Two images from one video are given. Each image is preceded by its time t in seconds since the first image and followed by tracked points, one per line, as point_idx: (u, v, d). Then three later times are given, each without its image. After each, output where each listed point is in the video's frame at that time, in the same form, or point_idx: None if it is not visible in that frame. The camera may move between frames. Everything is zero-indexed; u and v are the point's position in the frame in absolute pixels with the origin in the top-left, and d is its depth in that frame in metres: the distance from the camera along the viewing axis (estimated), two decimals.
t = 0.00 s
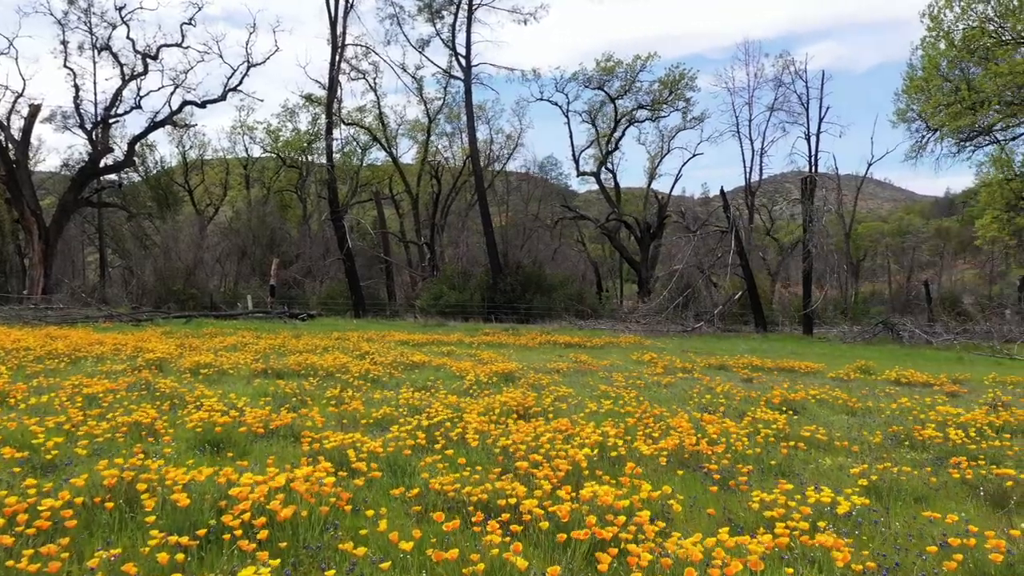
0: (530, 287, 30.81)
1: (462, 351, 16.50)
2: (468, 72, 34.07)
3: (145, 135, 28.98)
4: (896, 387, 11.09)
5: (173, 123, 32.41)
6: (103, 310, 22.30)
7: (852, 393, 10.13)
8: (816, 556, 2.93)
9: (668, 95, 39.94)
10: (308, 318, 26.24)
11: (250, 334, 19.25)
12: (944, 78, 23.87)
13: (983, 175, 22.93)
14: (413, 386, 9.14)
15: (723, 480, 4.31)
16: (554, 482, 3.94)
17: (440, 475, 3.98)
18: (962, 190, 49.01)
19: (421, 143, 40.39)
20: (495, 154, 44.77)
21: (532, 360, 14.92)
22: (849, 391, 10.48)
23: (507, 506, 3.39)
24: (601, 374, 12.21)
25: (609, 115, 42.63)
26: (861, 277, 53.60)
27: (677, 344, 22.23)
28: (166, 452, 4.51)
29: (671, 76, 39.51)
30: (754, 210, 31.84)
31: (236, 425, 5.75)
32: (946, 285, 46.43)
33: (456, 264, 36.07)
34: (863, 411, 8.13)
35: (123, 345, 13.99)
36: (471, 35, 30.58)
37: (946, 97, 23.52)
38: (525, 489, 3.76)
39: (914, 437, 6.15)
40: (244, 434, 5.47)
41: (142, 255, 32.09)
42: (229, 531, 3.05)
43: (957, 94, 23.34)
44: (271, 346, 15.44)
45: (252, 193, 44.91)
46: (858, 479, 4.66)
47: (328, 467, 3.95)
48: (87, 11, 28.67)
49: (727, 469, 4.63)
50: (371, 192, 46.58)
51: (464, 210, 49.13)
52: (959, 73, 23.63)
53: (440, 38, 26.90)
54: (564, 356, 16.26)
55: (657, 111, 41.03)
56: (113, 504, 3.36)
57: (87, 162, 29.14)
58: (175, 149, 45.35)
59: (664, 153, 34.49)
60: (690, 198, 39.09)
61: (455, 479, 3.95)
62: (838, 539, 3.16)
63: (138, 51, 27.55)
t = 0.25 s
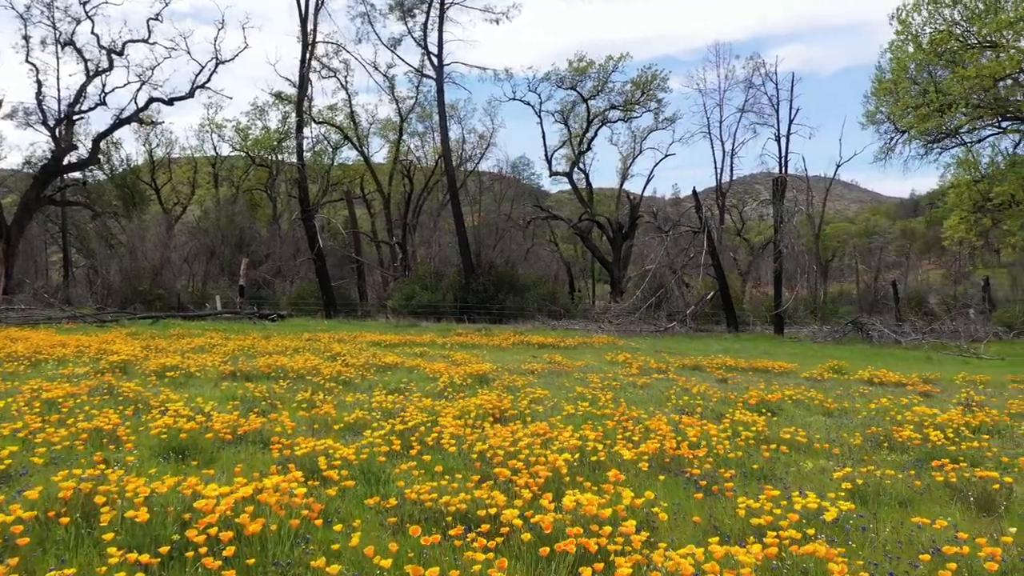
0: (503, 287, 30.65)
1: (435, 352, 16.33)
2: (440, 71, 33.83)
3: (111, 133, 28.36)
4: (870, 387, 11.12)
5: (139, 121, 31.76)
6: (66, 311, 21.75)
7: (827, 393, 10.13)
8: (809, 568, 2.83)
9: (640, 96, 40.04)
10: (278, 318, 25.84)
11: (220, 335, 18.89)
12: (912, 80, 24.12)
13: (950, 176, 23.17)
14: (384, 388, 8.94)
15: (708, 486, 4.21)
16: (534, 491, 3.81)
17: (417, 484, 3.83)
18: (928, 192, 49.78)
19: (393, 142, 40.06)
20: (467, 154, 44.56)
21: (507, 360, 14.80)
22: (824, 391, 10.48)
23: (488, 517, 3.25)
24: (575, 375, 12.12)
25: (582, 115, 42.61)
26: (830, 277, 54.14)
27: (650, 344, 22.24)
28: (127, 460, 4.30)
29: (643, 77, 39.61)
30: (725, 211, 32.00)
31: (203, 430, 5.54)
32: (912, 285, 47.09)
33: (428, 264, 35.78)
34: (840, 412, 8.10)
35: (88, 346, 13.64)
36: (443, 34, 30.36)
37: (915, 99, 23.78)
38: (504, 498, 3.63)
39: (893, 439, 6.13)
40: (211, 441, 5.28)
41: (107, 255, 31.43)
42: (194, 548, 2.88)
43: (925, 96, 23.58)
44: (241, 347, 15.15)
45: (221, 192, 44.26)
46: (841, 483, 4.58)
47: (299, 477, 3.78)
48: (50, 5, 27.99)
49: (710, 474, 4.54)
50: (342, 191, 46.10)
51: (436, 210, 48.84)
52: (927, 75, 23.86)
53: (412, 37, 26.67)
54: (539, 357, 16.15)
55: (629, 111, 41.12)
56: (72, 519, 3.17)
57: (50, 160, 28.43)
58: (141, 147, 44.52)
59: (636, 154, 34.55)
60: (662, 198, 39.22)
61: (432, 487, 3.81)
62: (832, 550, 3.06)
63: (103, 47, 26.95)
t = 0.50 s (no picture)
0: (476, 287, 30.48)
1: (407, 353, 16.14)
2: (412, 70, 33.57)
3: (74, 130, 27.70)
4: (843, 387, 11.13)
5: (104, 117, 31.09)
6: (27, 311, 21.18)
7: (801, 394, 10.11)
8: None
9: (612, 96, 40.09)
10: (247, 319, 25.41)
11: (187, 336, 18.51)
12: (880, 83, 24.34)
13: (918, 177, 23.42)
14: (355, 391, 8.76)
15: (691, 491, 4.11)
16: (514, 499, 3.68)
17: (392, 493, 3.68)
18: (894, 193, 50.44)
19: (365, 141, 39.70)
20: (439, 153, 44.31)
21: (480, 361, 14.67)
22: (798, 392, 10.47)
23: (466, 529, 3.12)
24: (548, 375, 12.02)
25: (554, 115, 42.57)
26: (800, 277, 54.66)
27: (623, 344, 22.20)
28: (85, 469, 4.09)
29: (615, 77, 39.68)
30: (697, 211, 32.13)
31: (167, 436, 5.33)
32: (879, 285, 47.72)
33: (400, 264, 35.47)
34: (816, 413, 8.07)
35: (48, 348, 13.26)
36: (415, 32, 30.10)
37: (883, 102, 24.02)
38: (482, 507, 3.49)
39: (871, 440, 6.10)
40: (176, 447, 5.07)
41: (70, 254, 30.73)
42: (156, 565, 2.71)
43: (893, 98, 23.83)
44: (208, 349, 14.84)
45: (188, 191, 43.53)
46: (824, 487, 4.51)
47: (268, 488, 3.61)
48: None
49: (692, 479, 4.44)
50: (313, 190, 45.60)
51: (408, 210, 48.51)
52: (895, 78, 24.10)
53: (384, 34, 26.40)
54: (512, 358, 16.02)
55: (601, 112, 41.16)
56: (23, 536, 2.98)
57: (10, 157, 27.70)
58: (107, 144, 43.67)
59: (608, 154, 34.55)
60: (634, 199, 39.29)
61: (406, 496, 3.66)
62: (822, 559, 2.97)
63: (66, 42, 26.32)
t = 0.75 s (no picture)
0: (447, 287, 30.26)
1: (379, 354, 15.91)
2: (383, 68, 33.26)
3: (35, 126, 27.02)
4: (816, 387, 11.13)
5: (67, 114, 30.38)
6: None
7: (776, 394, 10.07)
8: None
9: (584, 96, 40.09)
10: (214, 320, 24.96)
11: (153, 337, 18.11)
12: (849, 85, 24.53)
13: (886, 179, 23.65)
14: (325, 394, 8.54)
15: (673, 497, 4.01)
16: (493, 509, 3.54)
17: (364, 503, 3.53)
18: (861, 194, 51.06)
19: (335, 140, 39.29)
20: (410, 153, 44.00)
21: (453, 362, 14.49)
22: (773, 392, 10.43)
23: (444, 542, 2.98)
24: (522, 377, 11.88)
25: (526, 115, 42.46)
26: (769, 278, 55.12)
27: (595, 345, 22.15)
28: (39, 479, 3.89)
29: (587, 78, 39.69)
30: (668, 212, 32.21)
31: (128, 444, 5.11)
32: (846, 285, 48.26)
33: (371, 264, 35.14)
34: (792, 414, 8.02)
35: (7, 350, 12.85)
36: (386, 30, 29.80)
37: (852, 104, 24.21)
38: (460, 519, 3.35)
39: (849, 442, 6.06)
40: (138, 455, 4.86)
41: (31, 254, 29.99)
42: None
43: (862, 101, 24.04)
44: (174, 351, 14.50)
45: (154, 189, 42.76)
46: (806, 492, 4.43)
47: (234, 500, 3.44)
48: None
49: (673, 485, 4.34)
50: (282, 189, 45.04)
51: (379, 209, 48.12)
52: (863, 80, 24.30)
53: (355, 32, 26.09)
54: (484, 359, 15.86)
55: (573, 112, 41.14)
56: None
57: None
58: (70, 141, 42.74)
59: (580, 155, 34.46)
60: (605, 199, 39.29)
61: (381, 506, 3.52)
62: (810, 569, 2.88)
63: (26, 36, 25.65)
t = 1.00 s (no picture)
0: (417, 288, 30.01)
1: (348, 356, 15.65)
2: (352, 67, 32.89)
3: None
4: (788, 388, 11.13)
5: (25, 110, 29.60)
6: None
7: (748, 394, 10.05)
8: None
9: (554, 97, 40.05)
10: (179, 321, 24.48)
11: (115, 339, 17.67)
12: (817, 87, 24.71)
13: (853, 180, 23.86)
14: (292, 397, 8.32)
15: (653, 503, 3.92)
16: (469, 519, 3.41)
17: (334, 514, 3.38)
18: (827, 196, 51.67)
19: (303, 139, 38.82)
20: (380, 152, 43.62)
21: (423, 364, 14.30)
22: (745, 393, 10.40)
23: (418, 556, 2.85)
24: (493, 378, 11.73)
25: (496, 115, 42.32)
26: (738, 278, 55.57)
27: (565, 345, 22.08)
28: None
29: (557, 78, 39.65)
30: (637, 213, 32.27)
31: (85, 452, 4.88)
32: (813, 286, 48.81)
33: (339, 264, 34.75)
34: (766, 415, 7.97)
35: None
36: (355, 28, 29.45)
37: (820, 106, 24.39)
38: (436, 530, 3.22)
39: (824, 443, 6.02)
40: (95, 463, 4.64)
41: None
42: None
43: (829, 103, 24.26)
44: (137, 353, 14.13)
45: (117, 188, 41.89)
46: (786, 495, 4.35)
47: (196, 512, 3.27)
48: None
49: (652, 490, 4.25)
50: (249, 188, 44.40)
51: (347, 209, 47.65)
52: (831, 83, 24.55)
53: (324, 30, 25.72)
54: (455, 360, 15.68)
55: (543, 112, 41.08)
56: None
57: None
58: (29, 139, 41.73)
59: (550, 155, 34.38)
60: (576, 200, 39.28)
61: (351, 517, 3.37)
62: None
63: None
